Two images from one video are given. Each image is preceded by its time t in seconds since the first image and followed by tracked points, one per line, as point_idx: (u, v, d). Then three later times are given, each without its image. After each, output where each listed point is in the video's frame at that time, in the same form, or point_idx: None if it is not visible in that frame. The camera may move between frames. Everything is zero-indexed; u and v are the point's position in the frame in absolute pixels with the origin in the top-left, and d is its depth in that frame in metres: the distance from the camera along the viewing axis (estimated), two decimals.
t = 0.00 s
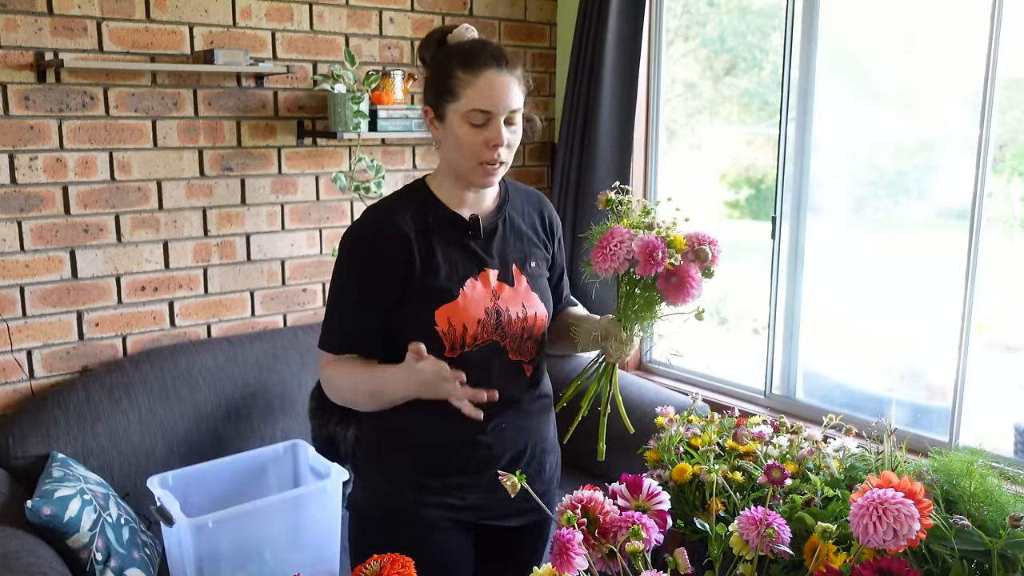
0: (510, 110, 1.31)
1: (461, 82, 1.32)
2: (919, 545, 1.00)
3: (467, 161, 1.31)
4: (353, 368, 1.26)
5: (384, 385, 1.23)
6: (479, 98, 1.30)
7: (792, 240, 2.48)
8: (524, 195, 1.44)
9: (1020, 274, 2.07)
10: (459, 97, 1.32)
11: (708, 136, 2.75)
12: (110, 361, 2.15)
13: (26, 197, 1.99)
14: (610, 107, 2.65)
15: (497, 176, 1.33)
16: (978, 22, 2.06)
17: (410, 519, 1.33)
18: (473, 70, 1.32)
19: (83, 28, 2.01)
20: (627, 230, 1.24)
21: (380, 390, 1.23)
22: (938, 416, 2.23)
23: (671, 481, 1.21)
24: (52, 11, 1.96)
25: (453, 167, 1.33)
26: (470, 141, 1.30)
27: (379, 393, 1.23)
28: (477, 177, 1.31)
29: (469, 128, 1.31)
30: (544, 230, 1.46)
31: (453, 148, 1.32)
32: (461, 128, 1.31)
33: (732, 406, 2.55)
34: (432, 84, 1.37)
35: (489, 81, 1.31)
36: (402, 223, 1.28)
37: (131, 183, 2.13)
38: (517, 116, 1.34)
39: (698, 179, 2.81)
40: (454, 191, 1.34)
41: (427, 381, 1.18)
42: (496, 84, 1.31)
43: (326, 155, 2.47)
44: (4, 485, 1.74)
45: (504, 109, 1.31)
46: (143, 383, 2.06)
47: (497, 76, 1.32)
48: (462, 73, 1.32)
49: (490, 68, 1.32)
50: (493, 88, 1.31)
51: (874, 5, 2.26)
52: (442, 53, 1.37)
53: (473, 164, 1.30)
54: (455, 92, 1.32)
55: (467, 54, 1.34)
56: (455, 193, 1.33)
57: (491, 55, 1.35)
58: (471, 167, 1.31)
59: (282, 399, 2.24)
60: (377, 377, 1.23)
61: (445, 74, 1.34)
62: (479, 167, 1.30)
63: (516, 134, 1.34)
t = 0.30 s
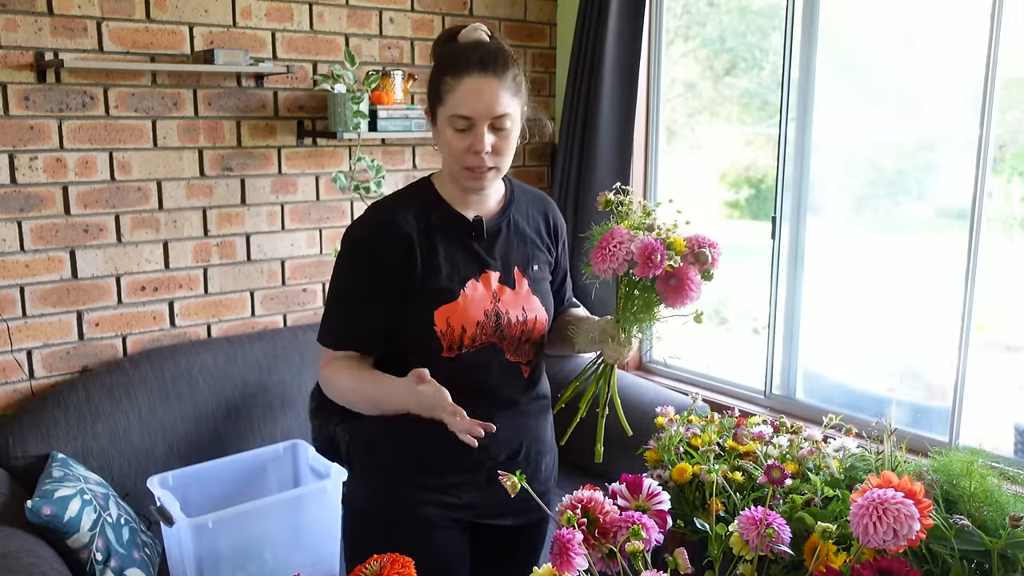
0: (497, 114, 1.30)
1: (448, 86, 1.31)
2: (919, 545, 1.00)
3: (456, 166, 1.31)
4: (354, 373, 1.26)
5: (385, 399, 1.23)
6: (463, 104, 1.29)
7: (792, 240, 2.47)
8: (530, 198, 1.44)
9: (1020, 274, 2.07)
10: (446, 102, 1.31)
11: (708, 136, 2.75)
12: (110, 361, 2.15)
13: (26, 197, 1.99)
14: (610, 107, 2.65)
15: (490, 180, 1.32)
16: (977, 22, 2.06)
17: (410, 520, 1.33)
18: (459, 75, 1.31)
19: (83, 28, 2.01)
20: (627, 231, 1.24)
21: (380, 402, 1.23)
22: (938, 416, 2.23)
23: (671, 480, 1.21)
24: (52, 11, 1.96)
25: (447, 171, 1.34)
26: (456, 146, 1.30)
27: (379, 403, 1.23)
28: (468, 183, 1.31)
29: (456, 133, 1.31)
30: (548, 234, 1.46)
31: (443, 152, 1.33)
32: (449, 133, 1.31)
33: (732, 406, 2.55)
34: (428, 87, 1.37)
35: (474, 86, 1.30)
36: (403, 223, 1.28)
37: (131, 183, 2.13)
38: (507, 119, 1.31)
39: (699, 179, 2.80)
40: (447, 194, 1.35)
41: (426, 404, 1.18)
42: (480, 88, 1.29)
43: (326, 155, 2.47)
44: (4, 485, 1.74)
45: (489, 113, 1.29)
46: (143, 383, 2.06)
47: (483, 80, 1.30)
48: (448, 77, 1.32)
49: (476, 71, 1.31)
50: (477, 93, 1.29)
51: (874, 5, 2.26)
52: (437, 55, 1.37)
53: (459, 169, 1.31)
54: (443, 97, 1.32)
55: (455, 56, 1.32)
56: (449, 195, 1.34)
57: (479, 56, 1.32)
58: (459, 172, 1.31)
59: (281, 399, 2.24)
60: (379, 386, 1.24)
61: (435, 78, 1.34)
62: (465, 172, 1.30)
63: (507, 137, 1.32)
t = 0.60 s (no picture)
0: (482, 117, 1.25)
1: (434, 87, 1.27)
2: (919, 546, 1.00)
3: (443, 170, 1.27)
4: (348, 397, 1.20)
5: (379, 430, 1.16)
6: (448, 106, 1.25)
7: (792, 240, 2.47)
8: (527, 201, 1.40)
9: (1020, 274, 2.07)
10: (432, 104, 1.27)
11: (708, 136, 2.75)
12: (110, 361, 2.15)
13: (26, 197, 1.99)
14: (610, 107, 2.65)
15: (476, 185, 1.28)
16: (977, 22, 2.06)
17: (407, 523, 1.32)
18: (445, 75, 1.26)
19: (83, 28, 2.01)
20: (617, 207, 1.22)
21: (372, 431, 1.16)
22: (938, 416, 2.23)
23: (671, 480, 1.21)
24: (52, 11, 1.96)
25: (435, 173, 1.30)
26: (442, 149, 1.26)
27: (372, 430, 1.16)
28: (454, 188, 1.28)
29: (441, 136, 1.26)
30: (545, 239, 1.41)
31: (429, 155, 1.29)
32: (434, 135, 1.27)
33: (732, 406, 2.55)
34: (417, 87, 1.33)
35: (459, 88, 1.25)
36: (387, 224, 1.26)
37: (131, 183, 2.13)
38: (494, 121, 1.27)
39: (699, 179, 2.80)
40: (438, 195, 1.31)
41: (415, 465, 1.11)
42: (466, 90, 1.25)
43: (326, 155, 2.47)
44: (4, 485, 1.74)
45: (475, 116, 1.25)
46: (143, 383, 2.06)
47: (468, 80, 1.25)
48: (434, 79, 1.27)
49: (462, 71, 1.26)
50: (463, 95, 1.25)
51: (874, 5, 2.26)
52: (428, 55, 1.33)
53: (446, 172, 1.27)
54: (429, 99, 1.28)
55: (442, 55, 1.28)
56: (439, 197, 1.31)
57: (467, 55, 1.27)
58: (445, 176, 1.27)
59: (281, 399, 2.24)
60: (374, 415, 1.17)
61: (422, 79, 1.30)
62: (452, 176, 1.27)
63: (494, 138, 1.28)
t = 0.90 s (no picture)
0: (430, 113, 1.15)
1: (376, 85, 1.17)
2: (919, 546, 1.00)
3: (392, 174, 1.18)
4: (343, 455, 1.15)
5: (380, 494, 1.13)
6: (393, 105, 1.15)
7: (792, 240, 2.49)
8: (483, 192, 1.33)
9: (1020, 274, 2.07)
10: (375, 103, 1.17)
11: (708, 136, 2.73)
12: (110, 361, 2.15)
13: (26, 197, 1.99)
14: (610, 107, 2.65)
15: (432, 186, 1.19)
16: (977, 22, 2.06)
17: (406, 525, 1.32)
18: (387, 72, 1.16)
19: (83, 28, 2.01)
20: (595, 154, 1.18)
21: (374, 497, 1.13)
22: (938, 416, 2.23)
23: (671, 480, 1.21)
24: (52, 11, 1.96)
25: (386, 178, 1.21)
26: (388, 152, 1.16)
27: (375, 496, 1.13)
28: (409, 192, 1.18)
29: (387, 137, 1.16)
30: (509, 230, 1.35)
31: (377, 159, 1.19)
32: (380, 137, 1.17)
33: (732, 406, 2.55)
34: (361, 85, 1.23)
35: (403, 86, 1.14)
36: (346, 237, 1.19)
37: (131, 183, 2.13)
38: (444, 119, 1.16)
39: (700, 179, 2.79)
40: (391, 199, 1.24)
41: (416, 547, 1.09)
42: (411, 88, 1.14)
43: (326, 155, 2.47)
44: (4, 485, 1.74)
45: (422, 112, 1.15)
46: (143, 383, 2.06)
47: (412, 77, 1.15)
48: (377, 76, 1.16)
49: (405, 67, 1.15)
50: (408, 94, 1.14)
51: (874, 6, 2.26)
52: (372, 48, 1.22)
53: (395, 177, 1.17)
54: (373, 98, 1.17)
55: (385, 49, 1.17)
56: (395, 202, 1.24)
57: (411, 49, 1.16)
58: (398, 181, 1.18)
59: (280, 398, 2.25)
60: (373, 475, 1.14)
61: (365, 76, 1.20)
62: (402, 181, 1.17)
63: (446, 138, 1.17)
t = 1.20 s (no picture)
0: (380, 118, 1.05)
1: (315, 101, 1.07)
2: (919, 546, 1.00)
3: (356, 186, 1.09)
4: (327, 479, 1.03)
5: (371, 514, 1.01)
6: (340, 119, 1.05)
7: (792, 239, 2.49)
8: (446, 193, 1.30)
9: (1021, 274, 2.07)
10: (320, 121, 1.07)
11: (708, 136, 2.73)
12: (110, 361, 2.15)
13: (26, 197, 1.98)
14: (610, 107, 2.65)
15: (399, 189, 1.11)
16: (977, 22, 2.06)
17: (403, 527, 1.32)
18: (322, 84, 1.05)
19: (83, 28, 2.01)
20: (563, 159, 1.17)
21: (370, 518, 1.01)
22: (938, 416, 2.23)
23: (671, 480, 1.21)
24: (52, 11, 1.96)
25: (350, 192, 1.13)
26: (348, 168, 1.07)
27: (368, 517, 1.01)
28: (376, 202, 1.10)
29: (340, 154, 1.07)
30: (473, 229, 1.32)
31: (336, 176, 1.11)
32: (333, 155, 1.08)
33: (732, 406, 2.55)
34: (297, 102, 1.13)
35: (346, 95, 1.05)
36: (316, 249, 1.11)
37: (131, 183, 2.13)
38: (398, 118, 1.07)
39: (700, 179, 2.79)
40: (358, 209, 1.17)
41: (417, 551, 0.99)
42: (356, 96, 1.05)
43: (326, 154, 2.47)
44: (4, 485, 1.74)
45: (372, 119, 1.05)
46: (143, 383, 2.06)
47: (354, 83, 1.05)
48: (314, 91, 1.06)
49: (343, 74, 1.05)
50: (354, 103, 1.04)
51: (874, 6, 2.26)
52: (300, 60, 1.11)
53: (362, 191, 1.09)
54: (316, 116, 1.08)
55: (315, 59, 1.07)
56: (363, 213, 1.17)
57: (344, 53, 1.06)
58: (363, 193, 1.10)
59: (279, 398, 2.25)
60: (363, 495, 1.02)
61: (301, 92, 1.10)
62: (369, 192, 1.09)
63: (404, 138, 1.08)
